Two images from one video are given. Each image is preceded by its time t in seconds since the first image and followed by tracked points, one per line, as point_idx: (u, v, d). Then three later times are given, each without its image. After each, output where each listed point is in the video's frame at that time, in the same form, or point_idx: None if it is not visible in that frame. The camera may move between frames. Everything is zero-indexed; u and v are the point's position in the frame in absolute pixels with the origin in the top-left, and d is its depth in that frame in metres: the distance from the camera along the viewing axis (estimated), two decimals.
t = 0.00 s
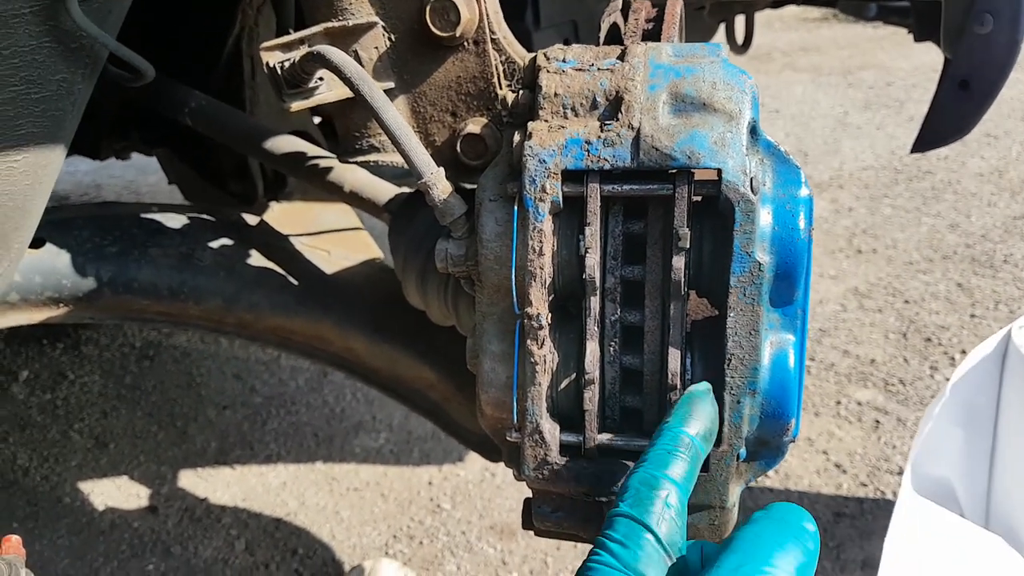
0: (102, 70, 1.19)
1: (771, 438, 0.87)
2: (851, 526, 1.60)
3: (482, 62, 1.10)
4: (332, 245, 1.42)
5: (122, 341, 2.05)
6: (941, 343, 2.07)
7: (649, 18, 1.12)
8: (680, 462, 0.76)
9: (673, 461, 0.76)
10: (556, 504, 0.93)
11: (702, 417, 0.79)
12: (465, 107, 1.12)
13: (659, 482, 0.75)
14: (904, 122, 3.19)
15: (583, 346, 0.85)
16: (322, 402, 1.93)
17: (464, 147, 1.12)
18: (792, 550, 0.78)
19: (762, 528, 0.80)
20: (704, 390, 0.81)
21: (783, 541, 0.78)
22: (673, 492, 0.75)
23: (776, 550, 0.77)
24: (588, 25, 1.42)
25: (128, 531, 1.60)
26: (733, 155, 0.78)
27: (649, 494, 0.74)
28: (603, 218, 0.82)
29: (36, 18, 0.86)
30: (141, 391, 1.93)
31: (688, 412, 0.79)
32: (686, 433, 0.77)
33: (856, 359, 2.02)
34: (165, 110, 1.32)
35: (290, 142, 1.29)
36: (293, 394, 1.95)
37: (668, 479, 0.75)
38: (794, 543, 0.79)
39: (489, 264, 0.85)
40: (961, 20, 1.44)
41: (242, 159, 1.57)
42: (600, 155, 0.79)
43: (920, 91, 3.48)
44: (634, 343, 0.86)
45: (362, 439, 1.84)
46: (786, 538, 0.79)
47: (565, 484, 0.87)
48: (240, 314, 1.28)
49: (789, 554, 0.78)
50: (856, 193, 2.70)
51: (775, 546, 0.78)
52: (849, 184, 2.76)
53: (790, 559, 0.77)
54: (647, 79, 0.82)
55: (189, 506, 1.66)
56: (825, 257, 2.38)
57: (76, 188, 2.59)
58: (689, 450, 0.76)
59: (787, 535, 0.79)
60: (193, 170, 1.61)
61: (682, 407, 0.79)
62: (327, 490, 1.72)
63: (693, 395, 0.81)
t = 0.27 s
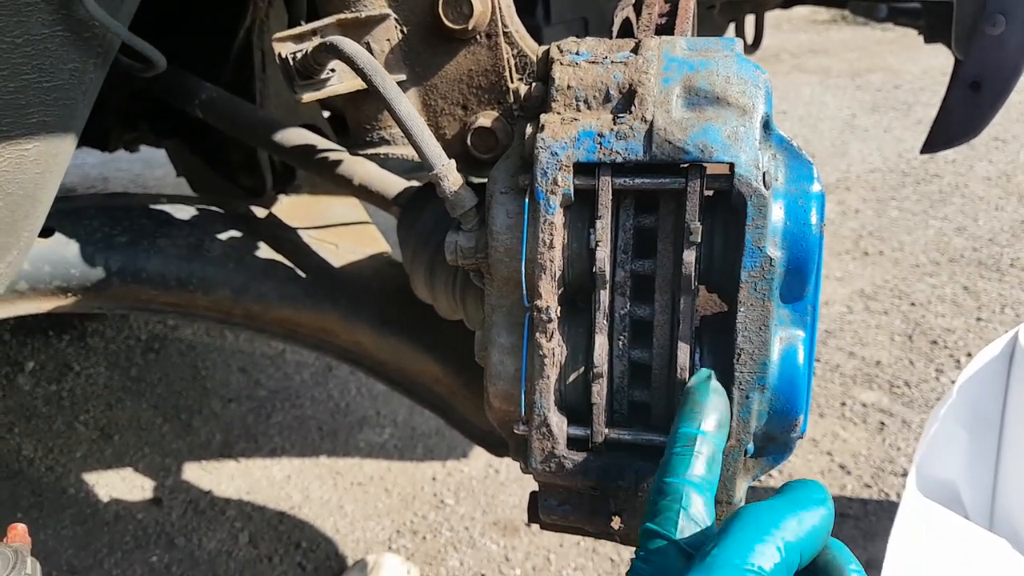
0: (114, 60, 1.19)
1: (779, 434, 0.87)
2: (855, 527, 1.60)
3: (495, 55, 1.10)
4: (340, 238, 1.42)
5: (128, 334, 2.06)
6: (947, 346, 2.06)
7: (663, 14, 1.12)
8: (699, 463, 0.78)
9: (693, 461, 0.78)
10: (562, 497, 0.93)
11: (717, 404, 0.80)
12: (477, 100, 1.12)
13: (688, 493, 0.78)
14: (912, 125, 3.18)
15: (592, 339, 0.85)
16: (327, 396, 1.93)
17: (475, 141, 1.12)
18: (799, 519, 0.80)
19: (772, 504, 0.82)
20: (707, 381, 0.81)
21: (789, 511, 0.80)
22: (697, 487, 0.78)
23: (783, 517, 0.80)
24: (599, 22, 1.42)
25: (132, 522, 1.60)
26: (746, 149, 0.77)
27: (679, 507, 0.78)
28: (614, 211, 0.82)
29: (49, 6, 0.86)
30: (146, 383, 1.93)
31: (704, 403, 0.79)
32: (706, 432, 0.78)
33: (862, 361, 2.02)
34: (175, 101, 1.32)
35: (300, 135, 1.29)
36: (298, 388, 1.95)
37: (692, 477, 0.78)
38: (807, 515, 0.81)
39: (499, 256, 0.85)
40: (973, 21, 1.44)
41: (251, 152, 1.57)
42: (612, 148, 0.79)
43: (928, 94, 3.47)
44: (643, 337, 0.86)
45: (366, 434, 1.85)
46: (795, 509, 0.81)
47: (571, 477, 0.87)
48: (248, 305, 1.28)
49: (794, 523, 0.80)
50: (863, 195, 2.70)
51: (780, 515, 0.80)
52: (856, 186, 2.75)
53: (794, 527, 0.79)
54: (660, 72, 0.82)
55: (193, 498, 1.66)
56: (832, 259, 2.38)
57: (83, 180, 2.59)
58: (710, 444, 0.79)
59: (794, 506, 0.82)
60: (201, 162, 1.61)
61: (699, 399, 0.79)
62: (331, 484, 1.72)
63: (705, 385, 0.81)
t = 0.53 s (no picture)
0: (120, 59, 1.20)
1: (782, 434, 0.87)
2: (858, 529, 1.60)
3: (501, 55, 1.10)
4: (345, 237, 1.42)
5: (132, 332, 2.06)
6: (951, 348, 2.06)
7: (671, 12, 1.13)
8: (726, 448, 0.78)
9: (720, 453, 0.78)
10: (566, 497, 0.93)
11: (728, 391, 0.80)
12: (482, 100, 1.13)
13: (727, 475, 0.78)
14: (917, 127, 3.18)
15: (596, 339, 0.85)
16: (330, 395, 1.93)
17: (480, 140, 1.12)
18: (815, 470, 0.80)
19: (785, 458, 0.83)
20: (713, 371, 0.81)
21: (806, 463, 0.81)
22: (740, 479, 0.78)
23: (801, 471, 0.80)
24: (604, 23, 1.42)
25: (136, 520, 1.61)
26: (751, 150, 0.78)
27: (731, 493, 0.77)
28: (619, 211, 0.82)
29: (56, 4, 0.86)
30: (150, 381, 1.93)
31: (713, 398, 0.79)
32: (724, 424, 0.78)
33: (865, 362, 2.02)
34: (181, 100, 1.33)
35: (306, 134, 1.29)
36: (302, 387, 1.96)
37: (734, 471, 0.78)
38: (819, 461, 0.82)
39: (505, 255, 0.86)
40: (979, 23, 1.43)
41: (256, 151, 1.57)
42: (618, 147, 0.79)
43: (933, 96, 3.47)
44: (647, 337, 0.86)
45: (370, 433, 1.85)
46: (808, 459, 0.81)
47: (575, 476, 0.87)
48: (253, 304, 1.28)
49: (812, 476, 0.80)
50: (867, 197, 2.70)
51: (796, 468, 0.80)
52: (860, 187, 2.75)
53: (812, 480, 0.80)
54: (666, 73, 0.82)
55: (197, 496, 1.67)
56: (836, 260, 2.37)
57: (88, 178, 2.60)
58: (732, 432, 0.79)
59: (808, 453, 0.82)
60: (207, 161, 1.62)
61: (705, 396, 0.79)
62: (335, 483, 1.72)
63: (708, 379, 0.80)
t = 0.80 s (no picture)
0: (117, 68, 1.20)
1: (779, 439, 0.87)
2: (858, 530, 1.61)
3: (496, 61, 1.10)
4: (343, 243, 1.42)
5: (132, 338, 2.06)
6: (951, 349, 2.06)
7: (663, 19, 1.16)
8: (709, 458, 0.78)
9: (703, 460, 0.79)
10: (564, 503, 0.93)
11: (721, 392, 0.79)
12: (478, 107, 1.13)
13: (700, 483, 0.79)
14: (916, 127, 3.18)
15: (593, 345, 0.85)
16: (331, 400, 1.94)
17: (477, 147, 1.13)
18: (779, 493, 0.80)
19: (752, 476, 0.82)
20: (709, 373, 0.80)
21: (771, 484, 0.80)
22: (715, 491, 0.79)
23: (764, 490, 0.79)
24: (599, 27, 1.42)
25: (136, 526, 1.61)
26: (745, 157, 0.78)
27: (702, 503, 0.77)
28: (614, 218, 0.83)
29: (52, 13, 0.86)
30: (150, 387, 1.94)
31: (706, 401, 0.78)
32: (711, 429, 0.78)
33: (865, 364, 2.02)
34: (178, 107, 1.33)
35: (303, 140, 1.30)
36: (302, 392, 1.96)
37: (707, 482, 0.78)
38: (784, 482, 0.80)
39: (501, 263, 0.86)
40: (974, 25, 1.44)
41: (255, 157, 1.58)
42: (612, 155, 0.79)
43: (931, 97, 3.47)
44: (643, 343, 0.87)
45: (370, 438, 1.85)
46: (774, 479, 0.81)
47: (573, 482, 0.88)
48: (252, 310, 1.29)
49: (776, 498, 0.79)
50: (866, 198, 2.70)
51: (760, 488, 0.80)
52: (860, 188, 2.75)
53: (776, 503, 0.79)
54: (660, 80, 0.82)
55: (197, 502, 1.67)
56: (835, 261, 2.38)
57: (88, 184, 2.60)
58: (719, 439, 0.79)
59: (773, 475, 0.81)
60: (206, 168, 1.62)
61: (698, 400, 0.78)
62: (335, 487, 1.73)
63: (701, 382, 0.80)
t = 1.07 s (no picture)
0: (121, 66, 1.20)
1: (784, 440, 0.87)
2: (861, 531, 1.60)
3: (501, 61, 1.10)
4: (346, 243, 1.42)
5: (135, 337, 2.06)
6: (955, 350, 2.06)
7: (668, 19, 1.16)
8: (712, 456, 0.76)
9: (707, 459, 0.76)
10: (567, 504, 0.93)
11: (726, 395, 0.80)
12: (482, 106, 1.12)
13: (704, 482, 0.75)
14: (920, 128, 3.18)
15: (598, 345, 0.85)
16: (333, 400, 1.93)
17: (481, 146, 1.12)
18: (783, 489, 0.77)
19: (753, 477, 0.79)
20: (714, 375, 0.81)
21: (775, 480, 0.77)
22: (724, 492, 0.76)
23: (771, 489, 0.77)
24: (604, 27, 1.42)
25: (139, 526, 1.61)
26: (751, 156, 0.78)
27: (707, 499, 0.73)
28: (619, 217, 0.82)
29: (57, 11, 0.86)
30: (153, 387, 1.93)
31: (711, 403, 0.78)
32: (716, 429, 0.77)
33: (869, 365, 2.01)
34: (182, 106, 1.33)
35: (307, 140, 1.30)
36: (304, 392, 1.95)
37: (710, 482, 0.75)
38: (787, 481, 0.78)
39: (505, 262, 0.85)
40: (980, 26, 1.43)
41: (258, 156, 1.57)
42: (618, 154, 0.79)
43: (935, 98, 3.47)
44: (648, 343, 0.86)
45: (373, 438, 1.85)
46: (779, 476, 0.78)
47: (577, 483, 0.87)
48: (255, 310, 1.28)
49: (781, 494, 0.77)
50: (870, 198, 2.69)
51: (763, 486, 0.77)
52: (863, 189, 2.75)
53: (779, 500, 0.77)
54: (666, 79, 0.82)
55: (200, 502, 1.67)
56: (839, 262, 2.37)
57: (91, 184, 2.60)
58: (724, 440, 0.77)
59: (777, 472, 0.79)
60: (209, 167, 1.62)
61: (703, 401, 0.78)
62: (337, 488, 1.72)
63: (706, 384, 0.80)
